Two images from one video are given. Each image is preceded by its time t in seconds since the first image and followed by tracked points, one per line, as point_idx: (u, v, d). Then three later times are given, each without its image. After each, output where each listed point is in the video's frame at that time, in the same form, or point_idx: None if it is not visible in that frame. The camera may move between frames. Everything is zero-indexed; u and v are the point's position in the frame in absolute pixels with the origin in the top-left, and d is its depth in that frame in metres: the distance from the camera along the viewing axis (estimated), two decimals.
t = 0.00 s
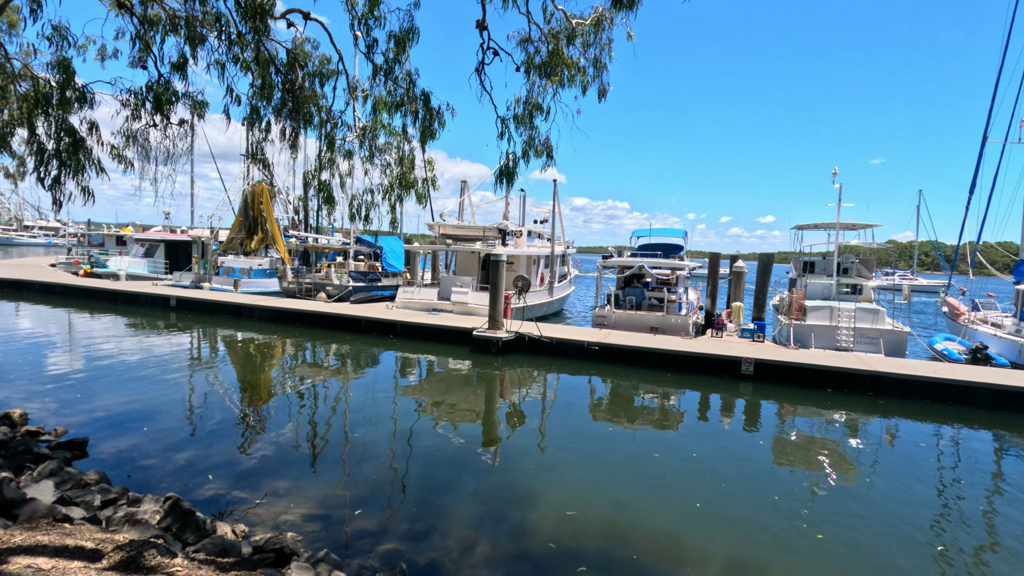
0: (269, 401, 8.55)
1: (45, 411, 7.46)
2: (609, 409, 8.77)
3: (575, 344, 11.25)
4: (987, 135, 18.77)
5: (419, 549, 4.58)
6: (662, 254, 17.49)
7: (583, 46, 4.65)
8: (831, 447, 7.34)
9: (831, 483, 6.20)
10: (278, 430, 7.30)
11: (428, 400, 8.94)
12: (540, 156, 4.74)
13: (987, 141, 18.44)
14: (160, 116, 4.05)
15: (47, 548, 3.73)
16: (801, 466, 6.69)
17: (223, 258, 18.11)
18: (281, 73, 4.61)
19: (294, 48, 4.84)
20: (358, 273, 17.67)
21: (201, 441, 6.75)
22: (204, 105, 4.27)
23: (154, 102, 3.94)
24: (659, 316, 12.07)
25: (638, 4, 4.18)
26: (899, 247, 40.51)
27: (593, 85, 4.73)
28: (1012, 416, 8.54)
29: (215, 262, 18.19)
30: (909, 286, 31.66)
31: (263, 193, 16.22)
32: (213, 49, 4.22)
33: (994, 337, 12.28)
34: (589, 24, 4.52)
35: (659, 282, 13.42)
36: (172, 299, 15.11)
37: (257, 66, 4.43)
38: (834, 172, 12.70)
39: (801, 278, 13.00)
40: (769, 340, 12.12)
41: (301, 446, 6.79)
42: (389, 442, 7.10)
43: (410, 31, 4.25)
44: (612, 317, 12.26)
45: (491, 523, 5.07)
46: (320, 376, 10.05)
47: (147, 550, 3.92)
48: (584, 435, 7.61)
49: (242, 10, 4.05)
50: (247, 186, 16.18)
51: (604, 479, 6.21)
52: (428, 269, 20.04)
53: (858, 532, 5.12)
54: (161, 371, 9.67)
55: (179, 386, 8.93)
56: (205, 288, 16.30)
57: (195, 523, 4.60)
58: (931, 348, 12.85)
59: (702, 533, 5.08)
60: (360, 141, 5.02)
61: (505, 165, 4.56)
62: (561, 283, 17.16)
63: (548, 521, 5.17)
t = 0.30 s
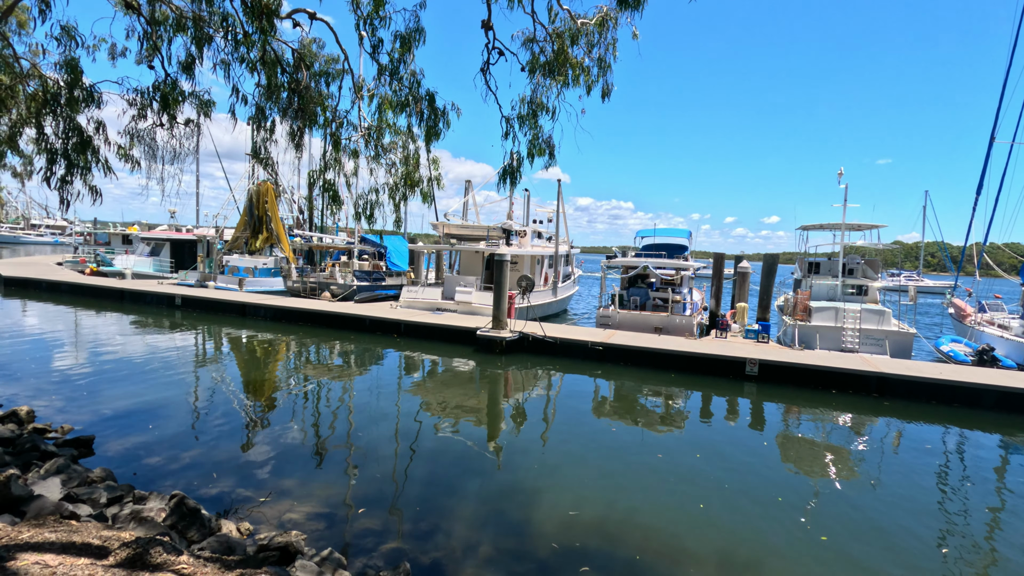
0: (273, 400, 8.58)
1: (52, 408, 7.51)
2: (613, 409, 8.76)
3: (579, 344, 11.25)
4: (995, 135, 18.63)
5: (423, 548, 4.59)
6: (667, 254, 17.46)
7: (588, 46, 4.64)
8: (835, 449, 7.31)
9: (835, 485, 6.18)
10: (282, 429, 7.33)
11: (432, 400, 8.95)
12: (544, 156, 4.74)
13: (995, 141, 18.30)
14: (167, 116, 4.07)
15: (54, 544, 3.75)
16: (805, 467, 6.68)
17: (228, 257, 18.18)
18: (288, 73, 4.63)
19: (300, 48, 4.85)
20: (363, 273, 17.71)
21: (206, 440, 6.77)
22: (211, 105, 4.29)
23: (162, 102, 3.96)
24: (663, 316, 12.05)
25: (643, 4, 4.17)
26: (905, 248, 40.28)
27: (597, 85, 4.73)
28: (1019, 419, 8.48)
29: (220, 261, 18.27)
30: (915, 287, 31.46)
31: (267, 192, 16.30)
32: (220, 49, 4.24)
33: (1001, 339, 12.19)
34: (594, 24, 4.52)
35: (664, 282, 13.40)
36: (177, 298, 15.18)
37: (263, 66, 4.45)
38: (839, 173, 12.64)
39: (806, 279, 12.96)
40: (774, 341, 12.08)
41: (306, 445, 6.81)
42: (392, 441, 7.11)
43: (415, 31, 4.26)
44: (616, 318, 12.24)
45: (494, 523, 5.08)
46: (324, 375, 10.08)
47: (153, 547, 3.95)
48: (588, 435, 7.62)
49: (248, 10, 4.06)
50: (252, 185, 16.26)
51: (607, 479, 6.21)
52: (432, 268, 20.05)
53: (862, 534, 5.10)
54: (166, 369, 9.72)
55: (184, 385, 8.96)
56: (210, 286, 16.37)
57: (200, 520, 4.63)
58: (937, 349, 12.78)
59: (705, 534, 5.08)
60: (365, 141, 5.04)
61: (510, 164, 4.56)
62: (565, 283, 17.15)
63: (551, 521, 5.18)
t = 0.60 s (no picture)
0: (278, 399, 8.61)
1: (59, 405, 7.56)
2: (617, 409, 8.76)
3: (584, 344, 11.24)
4: (1002, 135, 18.52)
5: (427, 547, 4.60)
6: (671, 254, 17.43)
7: (594, 45, 4.64)
8: (841, 450, 7.28)
9: (841, 486, 6.15)
10: (287, 427, 7.35)
11: (436, 399, 8.97)
12: (549, 155, 4.74)
13: (1003, 141, 18.19)
14: (174, 115, 4.09)
15: (62, 541, 3.77)
16: (811, 468, 6.66)
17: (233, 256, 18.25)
18: (294, 72, 4.64)
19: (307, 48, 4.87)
20: (368, 272, 17.75)
21: (212, 438, 6.80)
22: (218, 105, 4.31)
23: (169, 101, 3.98)
24: (668, 316, 12.03)
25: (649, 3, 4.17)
26: (912, 248, 40.02)
27: (603, 84, 4.73)
28: None
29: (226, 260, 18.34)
30: (921, 287, 31.24)
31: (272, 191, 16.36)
32: (228, 48, 4.25)
33: (1008, 340, 12.12)
34: (599, 23, 4.52)
35: (669, 282, 13.38)
36: (183, 296, 15.25)
37: (270, 66, 4.46)
38: (846, 173, 12.58)
39: (812, 279, 12.91)
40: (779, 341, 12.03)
41: (310, 443, 6.83)
42: (397, 440, 7.12)
43: (421, 31, 4.27)
44: (621, 317, 12.23)
45: (499, 522, 5.08)
46: (328, 374, 10.10)
47: (159, 544, 3.97)
48: (592, 435, 7.61)
49: (255, 10, 4.08)
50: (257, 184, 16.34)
51: (611, 479, 6.21)
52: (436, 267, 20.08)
53: (867, 535, 5.08)
54: (172, 367, 9.77)
55: (189, 383, 9.00)
56: (215, 285, 16.44)
57: (206, 518, 4.65)
58: (944, 350, 12.70)
59: (710, 534, 5.07)
60: (371, 141, 5.05)
61: (515, 163, 4.56)
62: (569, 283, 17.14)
63: (555, 520, 5.18)
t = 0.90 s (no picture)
0: (283, 397, 8.63)
1: (67, 403, 7.61)
2: (621, 409, 8.74)
3: (588, 343, 11.23)
4: (1011, 134, 18.35)
5: (432, 546, 4.61)
6: (676, 253, 17.38)
7: (599, 44, 4.62)
8: (847, 451, 7.25)
9: (847, 487, 6.12)
10: (292, 426, 7.37)
11: (440, 398, 8.98)
12: (555, 154, 4.73)
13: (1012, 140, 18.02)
14: (181, 114, 4.11)
15: (68, 538, 3.79)
16: (816, 469, 6.63)
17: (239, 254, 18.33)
18: (300, 72, 4.65)
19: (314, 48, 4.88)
20: (372, 271, 17.78)
21: (217, 436, 6.83)
22: (224, 104, 4.32)
23: (175, 100, 3.98)
24: (673, 316, 12.00)
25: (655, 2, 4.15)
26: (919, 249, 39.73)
27: (609, 83, 4.72)
28: None
29: (231, 258, 18.42)
30: (928, 288, 31.03)
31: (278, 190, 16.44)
32: (234, 48, 4.26)
33: (1016, 341, 12.03)
34: (605, 22, 4.51)
35: (674, 282, 13.34)
36: (189, 295, 15.33)
37: (276, 65, 4.47)
38: (852, 172, 12.49)
39: (818, 279, 12.85)
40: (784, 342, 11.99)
41: (315, 442, 6.85)
42: (401, 439, 7.13)
43: (427, 29, 4.26)
44: (626, 317, 12.21)
45: (503, 522, 5.08)
46: (333, 373, 10.12)
47: (165, 542, 3.98)
48: (597, 435, 7.61)
49: (261, 9, 4.08)
50: (263, 183, 16.41)
51: (615, 480, 6.19)
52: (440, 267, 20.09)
53: (874, 538, 5.05)
54: (177, 366, 9.81)
55: (195, 381, 9.04)
56: (221, 284, 16.52)
57: (212, 516, 4.67)
58: (951, 351, 12.61)
59: (715, 536, 5.04)
60: (376, 140, 5.06)
61: (519, 163, 4.56)
62: (574, 283, 17.13)
63: (560, 520, 5.18)
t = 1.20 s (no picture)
0: (289, 396, 8.67)
1: (74, 401, 7.66)
2: (626, 409, 8.73)
3: (592, 343, 11.22)
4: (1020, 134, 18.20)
5: (436, 545, 4.61)
6: (681, 253, 17.34)
7: (605, 44, 4.61)
8: (852, 452, 7.21)
9: (854, 489, 6.08)
10: (298, 425, 7.40)
11: (445, 398, 8.99)
12: (560, 154, 4.73)
13: (1021, 140, 17.87)
14: (187, 113, 4.13)
15: (76, 535, 3.81)
16: (822, 471, 6.59)
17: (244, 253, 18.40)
18: (306, 71, 4.66)
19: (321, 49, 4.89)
20: (377, 270, 17.81)
21: (223, 434, 6.86)
22: (230, 104, 4.34)
23: (181, 100, 4.00)
24: (678, 316, 11.98)
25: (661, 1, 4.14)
26: (926, 249, 39.49)
27: (615, 83, 4.70)
28: None
29: (237, 257, 18.50)
30: (936, 289, 30.81)
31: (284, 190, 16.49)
32: (240, 48, 4.27)
33: None
34: (611, 21, 4.50)
35: (679, 282, 13.31)
36: (194, 294, 15.41)
37: (282, 65, 4.48)
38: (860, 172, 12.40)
39: (824, 280, 12.79)
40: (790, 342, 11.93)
41: (320, 440, 6.87)
42: (406, 438, 7.14)
43: (433, 29, 4.26)
44: (631, 317, 12.19)
45: (508, 522, 5.08)
46: (338, 372, 10.15)
47: (171, 539, 4.00)
48: (601, 435, 7.60)
49: (267, 9, 4.09)
50: (269, 183, 16.47)
51: (619, 480, 6.18)
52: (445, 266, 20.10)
53: (881, 540, 5.01)
54: (183, 364, 9.87)
55: (201, 379, 9.09)
56: (226, 283, 16.60)
57: (217, 514, 4.69)
58: (959, 352, 12.52)
59: (720, 537, 5.02)
60: (381, 140, 5.07)
61: (525, 163, 4.56)
62: (578, 283, 17.11)
63: (564, 520, 5.18)
